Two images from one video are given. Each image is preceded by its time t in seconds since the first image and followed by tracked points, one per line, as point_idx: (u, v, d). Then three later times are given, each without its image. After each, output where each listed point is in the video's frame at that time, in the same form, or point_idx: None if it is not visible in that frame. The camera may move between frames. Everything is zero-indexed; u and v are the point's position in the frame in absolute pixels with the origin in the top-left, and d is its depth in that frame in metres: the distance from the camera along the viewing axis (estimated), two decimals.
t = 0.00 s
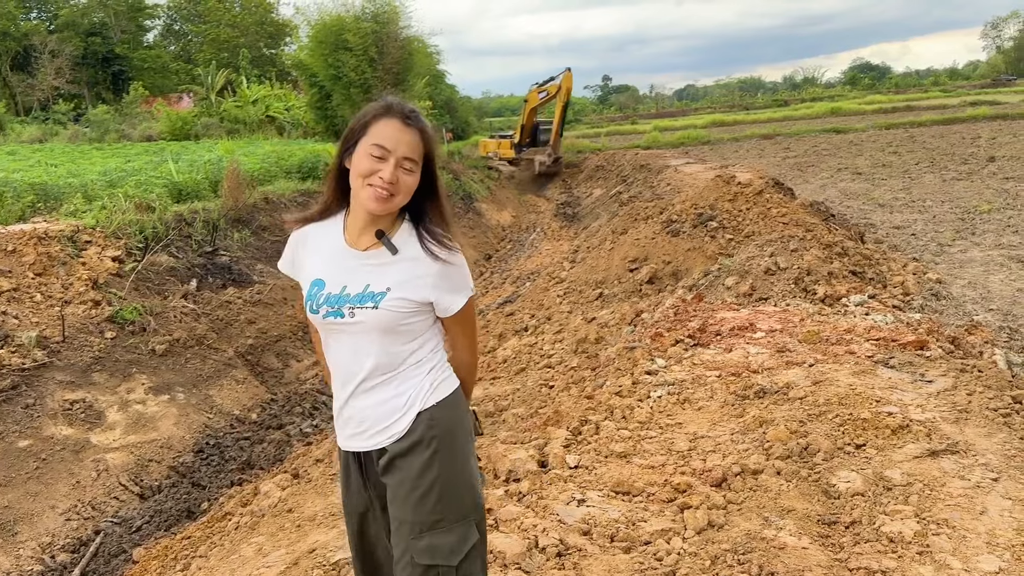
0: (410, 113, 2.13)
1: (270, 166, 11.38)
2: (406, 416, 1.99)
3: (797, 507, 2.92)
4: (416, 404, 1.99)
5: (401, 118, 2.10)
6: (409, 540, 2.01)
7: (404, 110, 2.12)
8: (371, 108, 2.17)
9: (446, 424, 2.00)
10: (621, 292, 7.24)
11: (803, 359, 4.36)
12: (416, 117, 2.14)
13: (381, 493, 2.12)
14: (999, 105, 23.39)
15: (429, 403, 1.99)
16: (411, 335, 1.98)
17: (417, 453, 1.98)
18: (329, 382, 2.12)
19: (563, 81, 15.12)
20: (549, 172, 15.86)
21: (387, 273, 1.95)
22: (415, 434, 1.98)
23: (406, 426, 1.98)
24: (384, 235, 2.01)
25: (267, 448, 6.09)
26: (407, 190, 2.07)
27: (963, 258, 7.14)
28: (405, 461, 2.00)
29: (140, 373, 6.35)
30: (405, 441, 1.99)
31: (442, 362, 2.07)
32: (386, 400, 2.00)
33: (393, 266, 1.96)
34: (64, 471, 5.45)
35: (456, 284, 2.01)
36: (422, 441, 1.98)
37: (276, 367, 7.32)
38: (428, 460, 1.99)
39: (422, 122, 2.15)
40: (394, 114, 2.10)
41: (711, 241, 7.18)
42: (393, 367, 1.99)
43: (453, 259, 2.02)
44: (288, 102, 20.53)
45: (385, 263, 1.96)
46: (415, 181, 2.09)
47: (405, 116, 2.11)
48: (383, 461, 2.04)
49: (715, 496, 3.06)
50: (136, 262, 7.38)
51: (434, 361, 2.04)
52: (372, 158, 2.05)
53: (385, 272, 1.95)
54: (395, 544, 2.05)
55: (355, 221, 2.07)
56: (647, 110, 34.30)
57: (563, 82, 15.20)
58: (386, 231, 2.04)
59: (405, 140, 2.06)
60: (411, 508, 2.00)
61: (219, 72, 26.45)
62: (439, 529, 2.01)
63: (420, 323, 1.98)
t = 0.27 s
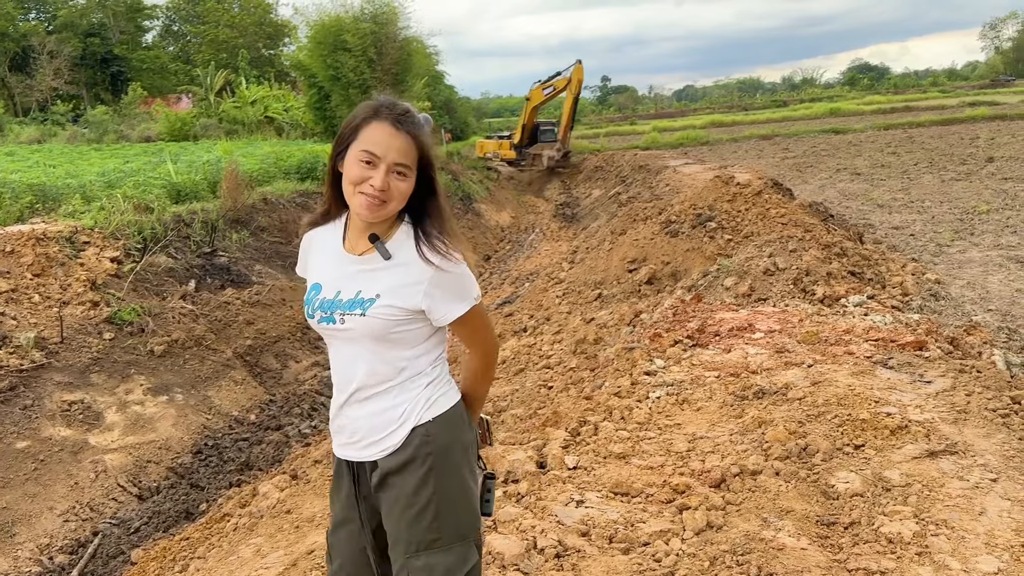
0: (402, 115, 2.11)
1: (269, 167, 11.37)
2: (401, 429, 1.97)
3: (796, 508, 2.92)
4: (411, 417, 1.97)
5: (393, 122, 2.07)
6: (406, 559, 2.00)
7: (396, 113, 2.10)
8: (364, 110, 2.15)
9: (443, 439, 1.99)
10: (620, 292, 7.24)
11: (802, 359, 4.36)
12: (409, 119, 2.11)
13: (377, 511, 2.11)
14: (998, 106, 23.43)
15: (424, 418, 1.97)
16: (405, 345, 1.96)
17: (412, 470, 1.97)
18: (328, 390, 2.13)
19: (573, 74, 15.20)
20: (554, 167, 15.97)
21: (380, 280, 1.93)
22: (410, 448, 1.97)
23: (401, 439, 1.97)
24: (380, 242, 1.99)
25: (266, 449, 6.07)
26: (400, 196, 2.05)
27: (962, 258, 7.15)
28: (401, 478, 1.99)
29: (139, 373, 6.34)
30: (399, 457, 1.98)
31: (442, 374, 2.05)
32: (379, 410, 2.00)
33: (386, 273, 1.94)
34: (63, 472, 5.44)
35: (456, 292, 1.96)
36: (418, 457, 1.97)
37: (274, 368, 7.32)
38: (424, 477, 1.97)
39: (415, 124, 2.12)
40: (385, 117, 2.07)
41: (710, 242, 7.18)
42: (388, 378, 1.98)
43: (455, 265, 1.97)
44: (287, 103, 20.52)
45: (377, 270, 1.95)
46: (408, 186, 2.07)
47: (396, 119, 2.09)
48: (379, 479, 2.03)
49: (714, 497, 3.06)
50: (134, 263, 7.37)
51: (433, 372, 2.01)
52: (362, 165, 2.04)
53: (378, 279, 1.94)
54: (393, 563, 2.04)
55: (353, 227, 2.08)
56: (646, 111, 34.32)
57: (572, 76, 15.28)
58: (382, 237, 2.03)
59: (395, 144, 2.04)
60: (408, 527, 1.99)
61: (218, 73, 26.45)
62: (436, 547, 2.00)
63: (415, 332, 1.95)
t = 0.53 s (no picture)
0: (401, 108, 2.10)
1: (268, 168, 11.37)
2: (399, 432, 1.96)
3: (795, 509, 2.91)
4: (411, 420, 1.97)
5: (390, 115, 2.07)
6: (402, 566, 2.00)
7: (394, 106, 2.09)
8: (362, 104, 2.15)
9: (440, 444, 1.99)
10: (619, 293, 7.24)
11: (802, 360, 4.36)
12: (407, 112, 2.11)
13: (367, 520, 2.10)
14: (997, 106, 23.45)
15: (423, 422, 1.97)
16: (407, 346, 1.96)
17: (411, 475, 1.97)
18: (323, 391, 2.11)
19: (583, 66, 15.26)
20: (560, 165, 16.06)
21: (383, 278, 1.93)
22: (409, 452, 1.96)
23: (399, 443, 1.96)
24: (381, 240, 1.99)
25: (265, 450, 6.06)
26: (398, 190, 2.04)
27: (962, 258, 7.15)
28: (398, 485, 1.97)
29: (138, 374, 6.33)
30: (397, 461, 1.96)
31: (439, 377, 2.05)
32: (379, 412, 1.98)
33: (389, 272, 1.93)
34: (61, 472, 5.43)
35: (459, 290, 1.96)
36: (416, 462, 1.96)
37: (273, 368, 7.31)
38: (422, 483, 1.97)
39: (413, 116, 2.11)
40: (383, 111, 2.07)
41: (709, 242, 7.17)
42: (388, 379, 1.97)
43: (457, 263, 1.97)
44: (286, 103, 20.52)
45: (380, 269, 1.95)
46: (407, 180, 2.06)
47: (394, 113, 2.08)
48: (374, 485, 2.01)
49: (714, 497, 3.06)
50: (133, 264, 7.36)
51: (431, 374, 2.02)
52: (360, 159, 2.04)
53: (381, 278, 1.93)
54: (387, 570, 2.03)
55: (353, 226, 2.07)
56: (645, 111, 34.32)
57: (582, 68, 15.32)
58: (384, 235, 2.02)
59: (392, 137, 2.03)
60: (405, 533, 1.98)
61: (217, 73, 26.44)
62: (433, 553, 2.00)
63: (417, 332, 1.95)
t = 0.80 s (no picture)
0: (386, 102, 2.10)
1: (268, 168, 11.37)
2: (403, 430, 1.98)
3: (795, 509, 2.91)
4: (414, 416, 2.00)
5: (376, 108, 2.07)
6: (409, 563, 2.00)
7: (380, 100, 2.10)
8: (347, 101, 2.15)
9: (441, 438, 2.04)
10: (619, 293, 7.24)
11: (802, 360, 4.35)
12: (392, 106, 2.11)
13: (365, 520, 2.10)
14: (997, 106, 23.43)
15: (425, 417, 2.01)
16: (410, 343, 1.99)
17: (416, 470, 2.00)
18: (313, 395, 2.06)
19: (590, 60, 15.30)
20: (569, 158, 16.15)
21: (387, 277, 1.95)
22: (413, 448, 1.99)
23: (403, 439, 1.98)
24: (380, 238, 2.00)
25: (265, 450, 6.05)
26: (388, 182, 2.04)
27: (963, 258, 7.15)
28: (403, 481, 1.99)
29: (138, 374, 6.33)
30: (403, 458, 1.98)
31: (433, 373, 2.10)
32: (381, 412, 1.98)
33: (393, 271, 1.96)
34: (61, 473, 5.42)
35: (452, 286, 2.06)
36: (420, 457, 2.00)
37: (273, 369, 7.31)
38: (427, 477, 2.01)
39: (398, 110, 2.12)
40: (368, 104, 2.07)
41: (709, 242, 7.17)
42: (391, 377, 1.98)
43: (450, 260, 2.06)
44: (286, 104, 20.51)
45: (383, 268, 1.96)
46: (396, 172, 2.06)
47: (380, 106, 2.08)
48: (376, 484, 2.00)
49: (714, 498, 3.05)
50: (133, 264, 7.36)
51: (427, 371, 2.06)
52: (348, 153, 2.03)
53: (385, 277, 1.95)
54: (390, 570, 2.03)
55: (344, 225, 2.06)
56: (646, 112, 34.32)
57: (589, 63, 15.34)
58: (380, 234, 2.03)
59: (378, 129, 2.04)
60: (412, 529, 1.99)
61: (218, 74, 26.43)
62: (437, 546, 2.04)
63: (418, 328, 2.00)
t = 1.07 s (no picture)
0: (351, 104, 2.11)
1: (269, 169, 11.37)
2: (379, 424, 1.97)
3: (798, 511, 2.91)
4: (390, 412, 1.98)
5: (342, 110, 2.08)
6: (394, 554, 2.01)
7: (345, 102, 2.10)
8: (314, 108, 2.16)
9: (421, 430, 2.02)
10: (621, 294, 7.24)
11: (804, 361, 4.35)
12: (357, 107, 2.12)
13: (353, 509, 2.11)
14: (998, 107, 23.43)
15: (403, 412, 1.99)
16: (386, 339, 1.98)
17: (394, 462, 1.98)
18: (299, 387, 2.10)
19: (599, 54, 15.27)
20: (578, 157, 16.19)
21: (362, 275, 1.94)
22: (390, 442, 1.98)
23: (379, 433, 1.97)
24: (357, 238, 2.00)
25: (266, 451, 6.05)
26: (361, 180, 2.04)
27: (964, 259, 7.15)
28: (382, 474, 1.98)
29: (139, 375, 6.33)
30: (383, 451, 1.98)
31: (415, 367, 2.08)
32: (357, 407, 1.98)
33: (368, 269, 1.95)
34: (63, 474, 5.43)
35: (430, 283, 2.02)
36: (399, 450, 1.99)
37: (274, 370, 7.31)
38: (407, 469, 2.00)
39: (364, 110, 2.12)
40: (333, 107, 2.08)
41: (711, 243, 7.16)
42: (367, 372, 1.98)
43: (427, 258, 2.02)
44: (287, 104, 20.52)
45: (359, 266, 1.96)
46: (368, 169, 2.06)
47: (346, 108, 2.09)
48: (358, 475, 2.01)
49: (717, 500, 3.05)
50: (134, 265, 7.36)
51: (407, 365, 2.04)
52: (319, 156, 2.04)
53: (360, 276, 1.94)
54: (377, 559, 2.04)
55: (326, 225, 2.07)
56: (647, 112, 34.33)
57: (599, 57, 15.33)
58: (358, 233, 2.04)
59: (347, 128, 2.04)
60: (393, 521, 2.00)
61: (218, 74, 26.46)
62: (422, 536, 2.04)
63: (395, 325, 1.98)
